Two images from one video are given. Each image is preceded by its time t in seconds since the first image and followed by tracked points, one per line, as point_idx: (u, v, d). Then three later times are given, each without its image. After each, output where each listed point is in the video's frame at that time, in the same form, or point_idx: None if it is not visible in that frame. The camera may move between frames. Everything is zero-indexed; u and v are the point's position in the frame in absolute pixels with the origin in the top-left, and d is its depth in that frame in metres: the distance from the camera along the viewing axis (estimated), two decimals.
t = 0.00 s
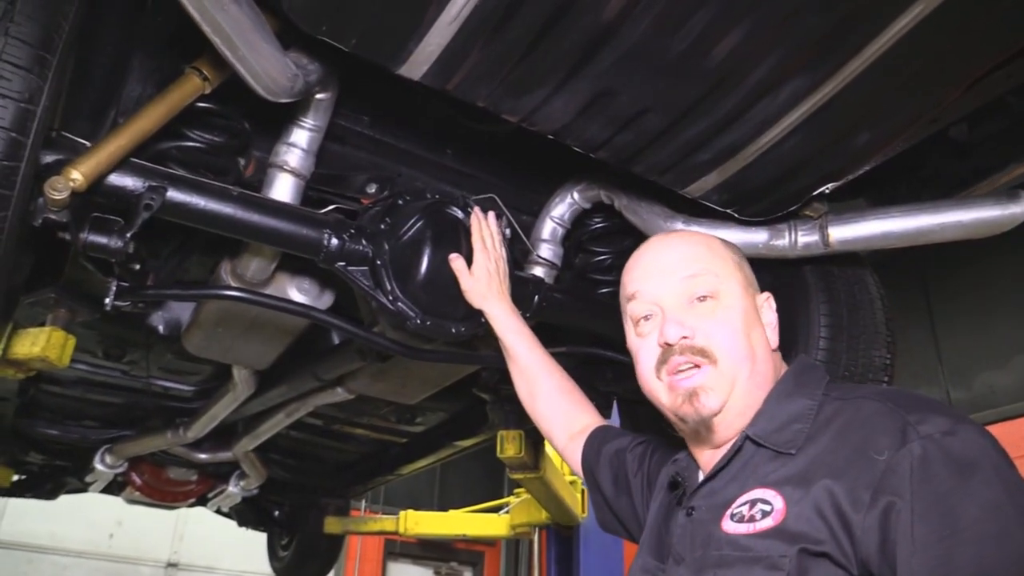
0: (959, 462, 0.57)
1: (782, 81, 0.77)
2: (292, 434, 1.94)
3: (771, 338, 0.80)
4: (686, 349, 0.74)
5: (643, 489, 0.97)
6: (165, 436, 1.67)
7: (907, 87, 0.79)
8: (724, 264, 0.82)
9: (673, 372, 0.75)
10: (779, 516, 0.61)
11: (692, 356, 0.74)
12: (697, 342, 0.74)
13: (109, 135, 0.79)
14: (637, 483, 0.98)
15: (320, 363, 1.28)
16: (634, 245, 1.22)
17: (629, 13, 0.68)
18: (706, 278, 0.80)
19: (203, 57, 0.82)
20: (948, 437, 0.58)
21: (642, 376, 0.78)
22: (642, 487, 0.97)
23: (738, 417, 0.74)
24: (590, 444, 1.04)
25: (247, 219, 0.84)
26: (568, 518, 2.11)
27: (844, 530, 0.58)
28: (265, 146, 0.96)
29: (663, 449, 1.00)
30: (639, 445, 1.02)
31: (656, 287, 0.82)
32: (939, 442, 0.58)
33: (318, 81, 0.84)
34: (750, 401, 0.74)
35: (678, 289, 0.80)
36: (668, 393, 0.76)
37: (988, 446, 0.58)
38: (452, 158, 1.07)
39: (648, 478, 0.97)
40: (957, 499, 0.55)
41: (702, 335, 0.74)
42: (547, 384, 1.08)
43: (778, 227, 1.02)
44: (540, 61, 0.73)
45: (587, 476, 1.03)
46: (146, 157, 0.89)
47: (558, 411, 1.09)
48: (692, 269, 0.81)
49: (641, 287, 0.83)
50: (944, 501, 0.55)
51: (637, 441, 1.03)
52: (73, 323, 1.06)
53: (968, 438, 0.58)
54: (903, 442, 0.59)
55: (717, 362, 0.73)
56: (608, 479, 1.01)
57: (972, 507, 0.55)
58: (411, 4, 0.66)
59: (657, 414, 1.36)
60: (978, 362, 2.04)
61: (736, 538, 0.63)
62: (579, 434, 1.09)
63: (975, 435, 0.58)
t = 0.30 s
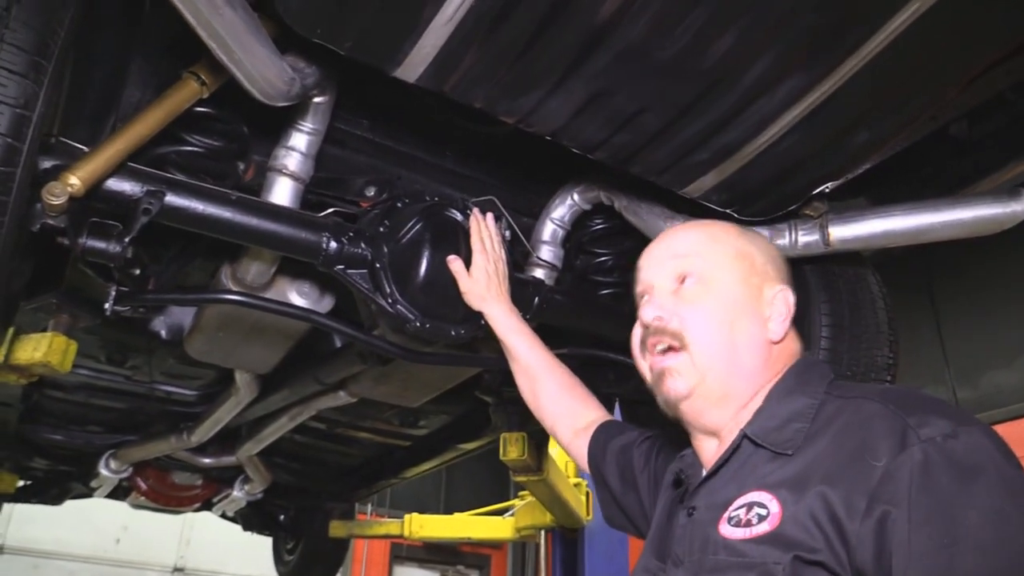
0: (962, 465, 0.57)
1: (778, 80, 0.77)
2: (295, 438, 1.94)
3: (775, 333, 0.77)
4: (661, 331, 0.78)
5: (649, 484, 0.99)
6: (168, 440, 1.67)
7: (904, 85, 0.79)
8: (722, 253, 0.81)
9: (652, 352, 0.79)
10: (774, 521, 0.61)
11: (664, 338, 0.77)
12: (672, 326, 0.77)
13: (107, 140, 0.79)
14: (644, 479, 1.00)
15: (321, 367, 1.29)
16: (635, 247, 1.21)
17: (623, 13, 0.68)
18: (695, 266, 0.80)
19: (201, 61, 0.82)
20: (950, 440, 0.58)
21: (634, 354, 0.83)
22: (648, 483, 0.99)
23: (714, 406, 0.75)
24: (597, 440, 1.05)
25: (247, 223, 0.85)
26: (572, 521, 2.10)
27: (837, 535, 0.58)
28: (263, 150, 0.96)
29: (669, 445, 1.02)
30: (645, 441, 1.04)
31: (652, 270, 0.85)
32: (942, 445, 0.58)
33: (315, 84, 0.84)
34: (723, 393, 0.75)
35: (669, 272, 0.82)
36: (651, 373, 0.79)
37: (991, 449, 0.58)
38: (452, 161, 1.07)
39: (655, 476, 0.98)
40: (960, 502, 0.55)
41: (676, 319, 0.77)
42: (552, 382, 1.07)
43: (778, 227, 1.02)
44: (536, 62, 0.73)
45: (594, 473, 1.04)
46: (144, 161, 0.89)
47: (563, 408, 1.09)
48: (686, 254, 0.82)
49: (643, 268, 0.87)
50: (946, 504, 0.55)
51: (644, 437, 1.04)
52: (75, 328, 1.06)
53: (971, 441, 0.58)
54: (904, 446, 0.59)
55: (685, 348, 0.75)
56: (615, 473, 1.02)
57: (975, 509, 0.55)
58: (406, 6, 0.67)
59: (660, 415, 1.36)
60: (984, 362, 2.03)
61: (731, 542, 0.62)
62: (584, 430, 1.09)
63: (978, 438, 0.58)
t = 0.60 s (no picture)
0: (1002, 464, 0.56)
1: (776, 75, 0.77)
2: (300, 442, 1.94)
3: (818, 310, 0.78)
4: (698, 295, 0.83)
5: (675, 465, 0.99)
6: (173, 446, 1.68)
7: (904, 77, 0.78)
8: (767, 228, 0.84)
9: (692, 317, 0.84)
10: (798, 516, 0.61)
11: (699, 303, 0.83)
12: (710, 291, 0.82)
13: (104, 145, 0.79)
14: (672, 461, 0.99)
15: (323, 370, 1.29)
16: (636, 246, 1.21)
17: (618, 9, 0.68)
18: (737, 237, 0.84)
19: (198, 66, 0.82)
20: (991, 438, 0.57)
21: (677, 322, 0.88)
22: (675, 465, 0.99)
23: (743, 370, 0.79)
24: (625, 430, 1.06)
25: (245, 227, 0.85)
26: (578, 522, 2.10)
27: (865, 537, 0.57)
28: (261, 154, 0.96)
29: (697, 428, 1.02)
30: (672, 425, 1.04)
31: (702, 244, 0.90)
32: (982, 442, 0.57)
33: (312, 86, 0.84)
34: (750, 360, 0.78)
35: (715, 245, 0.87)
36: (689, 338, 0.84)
37: None
38: (450, 162, 1.07)
39: (682, 458, 0.98)
40: (998, 503, 0.55)
41: (713, 284, 0.82)
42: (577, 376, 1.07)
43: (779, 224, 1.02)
44: (531, 61, 0.73)
45: (621, 457, 1.04)
46: (143, 166, 0.88)
47: (591, 407, 1.09)
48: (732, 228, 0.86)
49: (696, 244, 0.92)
50: (983, 504, 0.54)
51: (671, 421, 1.05)
52: (77, 334, 1.07)
53: (1010, 440, 0.58)
54: (939, 443, 0.58)
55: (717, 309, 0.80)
56: (643, 456, 1.02)
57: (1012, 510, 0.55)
58: (401, 5, 0.66)
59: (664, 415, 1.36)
60: (990, 357, 2.02)
61: (753, 535, 0.62)
62: (614, 425, 1.09)
63: (1017, 437, 0.58)
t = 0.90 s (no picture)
0: (1008, 464, 0.55)
1: (776, 70, 0.76)
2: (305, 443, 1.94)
3: (808, 302, 0.75)
4: (687, 293, 0.83)
5: (681, 460, 0.97)
6: (178, 447, 1.68)
7: (906, 71, 0.77)
8: (756, 222, 0.81)
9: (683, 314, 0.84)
10: (796, 517, 0.60)
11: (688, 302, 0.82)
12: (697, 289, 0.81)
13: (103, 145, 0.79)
14: (678, 456, 0.98)
15: (325, 370, 1.29)
16: (639, 245, 1.20)
17: (615, 4, 0.68)
18: (726, 234, 0.82)
19: (196, 65, 0.82)
20: (996, 436, 0.57)
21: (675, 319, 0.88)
22: (681, 459, 0.97)
23: (732, 367, 0.78)
24: (628, 421, 1.05)
25: (244, 227, 0.84)
26: (584, 523, 2.09)
27: (863, 540, 0.57)
28: (261, 154, 0.96)
29: (702, 424, 1.00)
30: (677, 419, 1.02)
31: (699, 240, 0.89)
32: (985, 441, 0.56)
33: (310, 85, 0.84)
34: (738, 357, 0.77)
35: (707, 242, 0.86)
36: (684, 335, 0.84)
37: None
38: (451, 161, 1.07)
39: (687, 453, 0.96)
40: (1003, 504, 0.54)
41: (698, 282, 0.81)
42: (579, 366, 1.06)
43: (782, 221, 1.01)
44: (528, 57, 0.73)
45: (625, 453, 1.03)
46: (142, 165, 0.88)
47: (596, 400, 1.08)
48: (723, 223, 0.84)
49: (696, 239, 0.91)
50: (987, 504, 0.54)
51: (675, 414, 1.04)
52: (80, 335, 1.07)
53: (1016, 439, 0.56)
54: (941, 442, 0.58)
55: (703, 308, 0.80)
56: (649, 452, 1.01)
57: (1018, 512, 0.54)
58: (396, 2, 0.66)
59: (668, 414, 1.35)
60: (999, 355, 2.01)
61: (751, 536, 0.61)
62: (617, 415, 1.08)
63: None
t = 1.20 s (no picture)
0: (973, 469, 0.54)
1: (778, 61, 0.75)
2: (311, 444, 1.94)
3: (768, 291, 0.73)
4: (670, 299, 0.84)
5: (676, 460, 0.98)
6: (185, 449, 1.68)
7: (910, 61, 0.76)
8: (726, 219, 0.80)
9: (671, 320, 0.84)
10: (767, 528, 0.57)
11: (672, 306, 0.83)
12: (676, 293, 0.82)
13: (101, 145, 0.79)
14: (671, 456, 0.99)
15: (330, 370, 1.29)
16: (644, 241, 1.19)
17: None
18: (701, 235, 0.82)
19: (195, 64, 0.82)
20: (962, 440, 0.55)
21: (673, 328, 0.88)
22: (676, 459, 0.98)
23: (709, 367, 0.77)
24: (617, 425, 1.04)
25: (242, 225, 0.84)
26: (593, 522, 2.08)
27: (829, 555, 0.54)
28: (263, 153, 0.96)
29: (694, 425, 1.01)
30: (668, 422, 1.03)
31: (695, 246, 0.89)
32: (951, 446, 0.54)
33: (309, 82, 0.84)
34: (711, 357, 0.76)
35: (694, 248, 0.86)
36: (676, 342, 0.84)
37: (1002, 453, 0.55)
38: (455, 158, 1.06)
39: (682, 454, 0.98)
40: (969, 511, 0.52)
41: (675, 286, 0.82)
42: (561, 371, 1.04)
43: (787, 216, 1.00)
44: (527, 52, 0.72)
45: (617, 457, 1.03)
46: (142, 165, 0.88)
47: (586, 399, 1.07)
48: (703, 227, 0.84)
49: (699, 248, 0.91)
50: (951, 518, 0.52)
51: (666, 417, 1.04)
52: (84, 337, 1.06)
53: (981, 442, 0.55)
54: (905, 449, 0.55)
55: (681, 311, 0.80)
56: (640, 458, 1.01)
57: (985, 519, 0.52)
58: None
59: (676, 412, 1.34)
60: (1012, 350, 1.99)
61: (727, 548, 0.58)
62: (603, 416, 1.07)
63: (990, 437, 0.56)
